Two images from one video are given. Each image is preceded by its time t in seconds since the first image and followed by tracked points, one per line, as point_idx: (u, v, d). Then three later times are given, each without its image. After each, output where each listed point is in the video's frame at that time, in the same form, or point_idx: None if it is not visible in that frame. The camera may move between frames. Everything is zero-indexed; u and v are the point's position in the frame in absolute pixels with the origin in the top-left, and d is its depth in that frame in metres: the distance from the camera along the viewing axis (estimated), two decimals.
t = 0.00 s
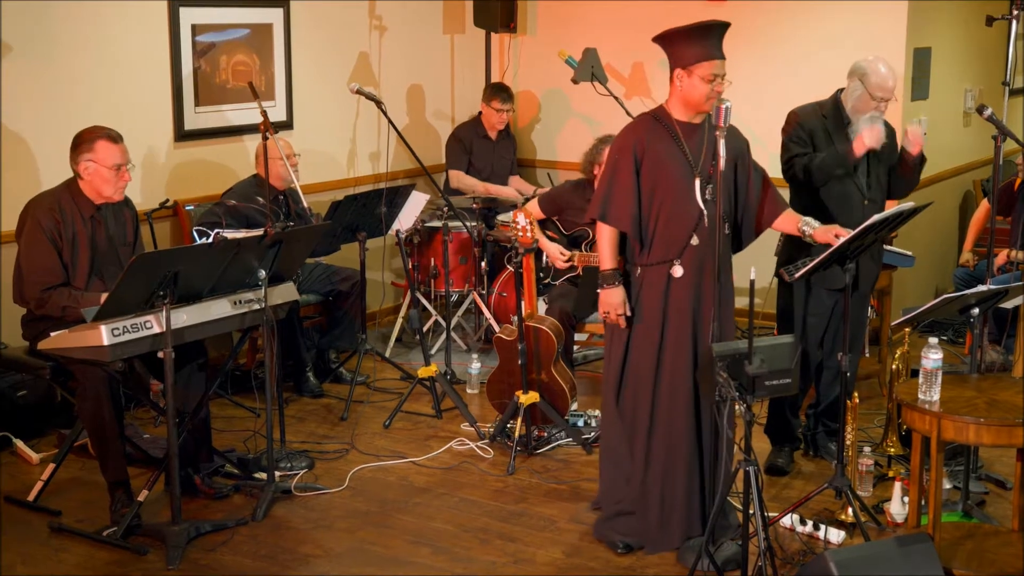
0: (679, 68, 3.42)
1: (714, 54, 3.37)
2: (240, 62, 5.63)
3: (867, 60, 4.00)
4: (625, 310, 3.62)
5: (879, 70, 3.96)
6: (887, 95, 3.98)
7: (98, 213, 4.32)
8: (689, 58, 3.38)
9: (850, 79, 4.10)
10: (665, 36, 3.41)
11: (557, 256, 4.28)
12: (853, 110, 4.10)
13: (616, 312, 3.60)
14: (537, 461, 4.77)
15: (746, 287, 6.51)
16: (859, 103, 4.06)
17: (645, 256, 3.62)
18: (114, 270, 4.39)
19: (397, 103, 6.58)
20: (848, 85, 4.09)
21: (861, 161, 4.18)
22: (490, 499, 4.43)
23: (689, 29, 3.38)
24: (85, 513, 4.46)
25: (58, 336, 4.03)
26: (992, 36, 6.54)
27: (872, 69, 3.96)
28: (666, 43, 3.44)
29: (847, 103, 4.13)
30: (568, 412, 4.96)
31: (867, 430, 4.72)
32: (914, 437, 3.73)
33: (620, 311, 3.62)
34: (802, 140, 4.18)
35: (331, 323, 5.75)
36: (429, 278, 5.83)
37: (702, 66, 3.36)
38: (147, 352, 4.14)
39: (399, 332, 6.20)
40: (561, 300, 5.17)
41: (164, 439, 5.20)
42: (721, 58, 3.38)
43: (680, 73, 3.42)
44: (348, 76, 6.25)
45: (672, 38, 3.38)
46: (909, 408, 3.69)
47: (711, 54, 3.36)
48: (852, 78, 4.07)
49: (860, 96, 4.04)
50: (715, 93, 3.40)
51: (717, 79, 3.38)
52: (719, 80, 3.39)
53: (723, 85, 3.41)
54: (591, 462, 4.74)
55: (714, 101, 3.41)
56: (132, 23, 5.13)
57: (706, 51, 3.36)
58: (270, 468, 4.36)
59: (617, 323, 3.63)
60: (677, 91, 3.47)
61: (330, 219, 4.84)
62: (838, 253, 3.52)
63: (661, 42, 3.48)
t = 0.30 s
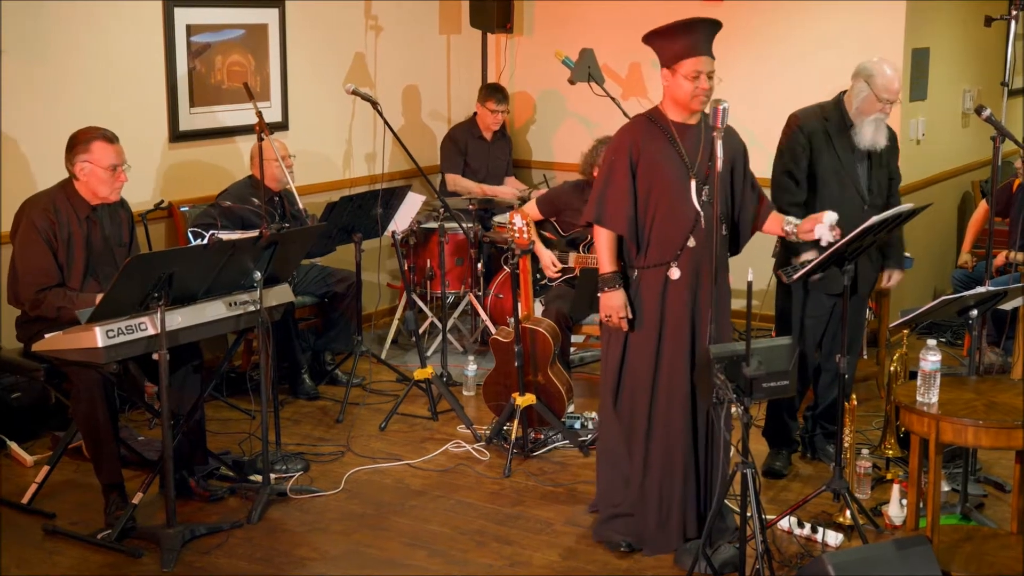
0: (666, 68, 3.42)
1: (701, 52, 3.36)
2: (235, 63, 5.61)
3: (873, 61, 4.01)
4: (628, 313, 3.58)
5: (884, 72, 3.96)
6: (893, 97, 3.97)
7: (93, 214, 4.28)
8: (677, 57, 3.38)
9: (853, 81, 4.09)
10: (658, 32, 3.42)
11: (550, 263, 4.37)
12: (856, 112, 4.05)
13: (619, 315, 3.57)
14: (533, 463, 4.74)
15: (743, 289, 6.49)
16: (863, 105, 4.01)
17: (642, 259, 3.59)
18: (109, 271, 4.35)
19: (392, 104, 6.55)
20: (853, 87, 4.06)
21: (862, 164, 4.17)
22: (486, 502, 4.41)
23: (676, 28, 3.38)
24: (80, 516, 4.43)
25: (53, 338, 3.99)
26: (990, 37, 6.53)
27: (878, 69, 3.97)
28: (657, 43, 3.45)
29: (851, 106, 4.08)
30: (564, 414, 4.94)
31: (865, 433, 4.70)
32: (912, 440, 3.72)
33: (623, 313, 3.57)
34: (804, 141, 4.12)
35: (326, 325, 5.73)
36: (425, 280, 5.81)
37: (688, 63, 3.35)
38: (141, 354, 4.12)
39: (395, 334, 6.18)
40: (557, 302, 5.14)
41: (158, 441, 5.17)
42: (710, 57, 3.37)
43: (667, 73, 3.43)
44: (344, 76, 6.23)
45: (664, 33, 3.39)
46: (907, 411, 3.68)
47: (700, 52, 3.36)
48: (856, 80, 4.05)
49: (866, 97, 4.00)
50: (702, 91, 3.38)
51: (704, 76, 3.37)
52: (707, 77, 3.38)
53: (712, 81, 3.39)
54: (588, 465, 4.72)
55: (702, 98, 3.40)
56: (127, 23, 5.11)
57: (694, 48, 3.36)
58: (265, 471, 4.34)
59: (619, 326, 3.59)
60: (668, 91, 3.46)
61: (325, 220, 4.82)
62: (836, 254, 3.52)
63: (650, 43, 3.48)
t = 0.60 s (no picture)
0: (649, 70, 3.41)
1: (682, 50, 3.35)
2: (229, 63, 5.58)
3: (879, 66, 3.93)
4: (613, 325, 3.60)
5: (891, 77, 3.87)
6: (900, 104, 3.89)
7: (85, 215, 4.27)
8: (654, 59, 3.38)
9: (860, 86, 4.01)
10: (637, 35, 3.42)
11: (550, 261, 4.27)
12: (863, 118, 3.99)
13: (604, 328, 3.58)
14: (528, 467, 4.72)
15: (740, 291, 6.46)
16: (871, 111, 3.95)
17: (635, 266, 3.57)
18: (102, 273, 4.34)
19: (387, 105, 6.52)
20: (859, 92, 3.99)
21: (865, 175, 4.13)
22: (482, 505, 4.38)
23: (653, 30, 3.38)
24: (72, 519, 4.39)
25: (44, 341, 3.93)
26: (988, 38, 6.52)
27: (884, 75, 3.88)
28: (635, 47, 3.46)
29: (857, 111, 4.02)
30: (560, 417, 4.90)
31: (862, 435, 4.68)
32: (909, 443, 3.71)
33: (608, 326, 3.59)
34: (805, 143, 4.09)
35: (320, 327, 5.70)
36: (420, 282, 5.78)
37: (669, 62, 3.35)
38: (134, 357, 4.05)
39: (389, 336, 6.15)
40: (553, 304, 5.11)
41: (151, 444, 5.14)
42: (691, 54, 3.36)
43: (649, 76, 3.42)
44: (338, 76, 6.20)
45: (640, 34, 3.40)
46: (905, 414, 3.66)
47: (678, 49, 3.35)
48: (863, 85, 3.97)
49: (873, 104, 3.94)
50: (685, 89, 3.37)
51: (686, 73, 3.35)
52: (689, 75, 3.36)
53: (696, 78, 3.37)
54: (583, 468, 4.69)
55: (686, 98, 3.38)
56: (121, 24, 5.08)
57: (670, 46, 3.35)
58: (259, 474, 4.30)
59: (604, 338, 3.61)
60: (653, 94, 3.46)
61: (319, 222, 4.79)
62: (834, 257, 3.52)
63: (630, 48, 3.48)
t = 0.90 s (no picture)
0: (647, 74, 3.36)
1: (678, 52, 3.31)
2: (219, 64, 5.53)
3: (876, 68, 3.90)
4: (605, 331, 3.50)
5: (889, 79, 3.85)
6: (899, 106, 3.86)
7: (75, 219, 4.20)
8: (652, 62, 3.33)
9: (858, 89, 3.98)
10: (632, 39, 3.37)
11: (544, 260, 4.18)
12: (862, 122, 3.95)
13: (595, 334, 3.48)
14: (522, 471, 4.67)
15: (735, 294, 6.43)
16: (869, 115, 3.92)
17: (622, 271, 3.52)
18: (90, 277, 4.28)
19: (378, 106, 6.47)
20: (857, 95, 3.96)
21: (863, 178, 4.09)
22: (475, 510, 4.33)
23: (648, 32, 3.34)
24: (62, 524, 4.34)
25: (34, 344, 3.91)
26: (984, 40, 6.49)
27: (882, 77, 3.86)
28: (629, 51, 3.40)
29: (855, 114, 3.99)
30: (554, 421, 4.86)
31: (859, 440, 4.64)
32: (907, 448, 3.67)
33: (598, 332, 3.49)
34: (803, 146, 4.06)
35: (311, 331, 5.65)
36: (412, 285, 5.73)
37: (668, 65, 3.30)
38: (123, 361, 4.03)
39: (381, 340, 6.10)
40: (546, 307, 5.06)
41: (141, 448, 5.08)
42: (686, 54, 3.33)
43: (647, 79, 3.37)
44: (330, 78, 6.15)
45: (632, 40, 3.36)
46: (901, 418, 3.63)
47: (674, 51, 3.31)
48: (861, 89, 3.94)
49: (871, 107, 3.91)
50: (686, 90, 3.33)
51: (686, 74, 3.31)
52: (689, 75, 3.32)
53: (695, 79, 3.33)
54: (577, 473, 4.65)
55: (687, 100, 3.34)
56: (112, 23, 5.04)
57: (668, 48, 3.31)
58: (250, 479, 4.25)
59: (596, 345, 3.51)
60: (650, 99, 3.40)
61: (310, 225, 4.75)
62: (830, 259, 3.50)
63: (625, 52, 3.43)
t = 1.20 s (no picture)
0: (647, 77, 3.32)
1: (679, 57, 3.27)
2: (210, 65, 5.48)
3: (870, 68, 3.87)
4: (613, 332, 3.41)
5: (883, 78, 3.82)
6: (894, 105, 3.83)
7: (65, 221, 4.13)
8: (651, 66, 3.29)
9: (853, 89, 3.96)
10: (632, 46, 3.33)
11: (536, 267, 4.16)
12: (857, 122, 3.92)
13: (603, 335, 3.39)
14: (515, 476, 4.63)
15: (730, 297, 6.39)
16: (864, 114, 3.89)
17: (614, 275, 3.47)
18: (81, 280, 4.19)
19: (371, 107, 6.43)
20: (853, 95, 3.93)
21: (858, 178, 4.06)
22: (468, 515, 4.29)
23: (648, 37, 3.29)
24: (50, 529, 4.29)
25: (21, 347, 3.86)
26: (981, 42, 6.47)
27: (876, 77, 3.83)
28: (629, 53, 3.35)
29: (850, 114, 3.97)
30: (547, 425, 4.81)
31: (855, 444, 4.60)
32: (903, 452, 3.63)
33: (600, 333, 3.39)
34: (797, 147, 4.04)
35: (302, 335, 5.60)
36: (404, 288, 5.69)
37: (669, 70, 3.26)
38: (111, 364, 3.98)
39: (373, 343, 6.05)
40: (540, 310, 5.01)
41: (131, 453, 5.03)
42: (687, 59, 3.29)
43: (648, 82, 3.32)
44: (321, 79, 6.11)
45: (631, 47, 3.32)
46: (898, 422, 3.59)
47: (676, 56, 3.27)
48: (855, 88, 3.91)
49: (865, 107, 3.88)
50: (687, 96, 3.29)
51: (687, 80, 3.28)
52: (689, 81, 3.29)
53: (696, 84, 3.30)
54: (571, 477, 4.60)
55: (688, 105, 3.31)
56: (102, 23, 4.99)
57: (670, 54, 3.26)
58: (240, 484, 4.20)
59: (604, 347, 3.41)
60: (649, 103, 3.36)
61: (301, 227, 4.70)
62: (825, 262, 3.47)
63: (622, 56, 3.39)
